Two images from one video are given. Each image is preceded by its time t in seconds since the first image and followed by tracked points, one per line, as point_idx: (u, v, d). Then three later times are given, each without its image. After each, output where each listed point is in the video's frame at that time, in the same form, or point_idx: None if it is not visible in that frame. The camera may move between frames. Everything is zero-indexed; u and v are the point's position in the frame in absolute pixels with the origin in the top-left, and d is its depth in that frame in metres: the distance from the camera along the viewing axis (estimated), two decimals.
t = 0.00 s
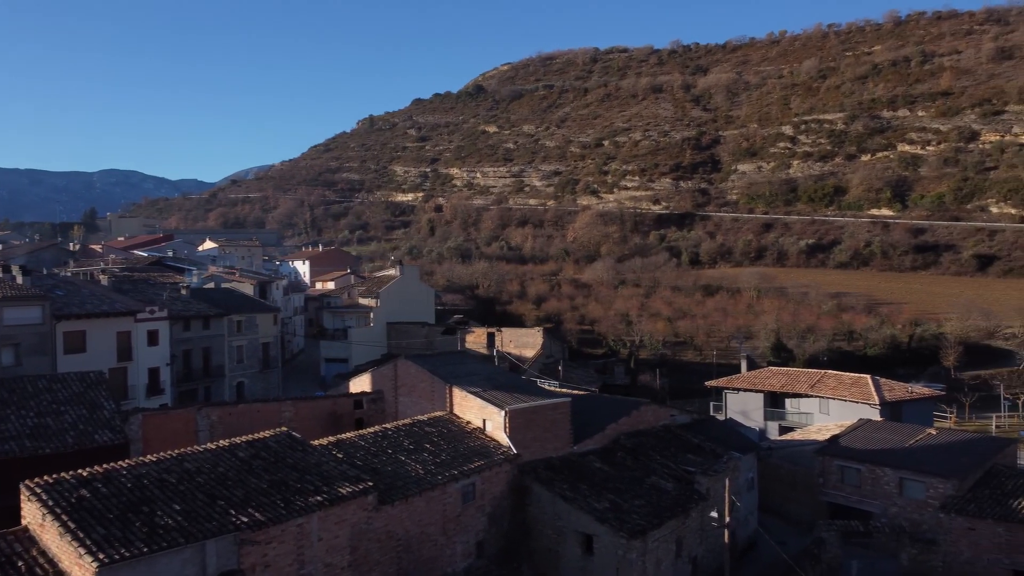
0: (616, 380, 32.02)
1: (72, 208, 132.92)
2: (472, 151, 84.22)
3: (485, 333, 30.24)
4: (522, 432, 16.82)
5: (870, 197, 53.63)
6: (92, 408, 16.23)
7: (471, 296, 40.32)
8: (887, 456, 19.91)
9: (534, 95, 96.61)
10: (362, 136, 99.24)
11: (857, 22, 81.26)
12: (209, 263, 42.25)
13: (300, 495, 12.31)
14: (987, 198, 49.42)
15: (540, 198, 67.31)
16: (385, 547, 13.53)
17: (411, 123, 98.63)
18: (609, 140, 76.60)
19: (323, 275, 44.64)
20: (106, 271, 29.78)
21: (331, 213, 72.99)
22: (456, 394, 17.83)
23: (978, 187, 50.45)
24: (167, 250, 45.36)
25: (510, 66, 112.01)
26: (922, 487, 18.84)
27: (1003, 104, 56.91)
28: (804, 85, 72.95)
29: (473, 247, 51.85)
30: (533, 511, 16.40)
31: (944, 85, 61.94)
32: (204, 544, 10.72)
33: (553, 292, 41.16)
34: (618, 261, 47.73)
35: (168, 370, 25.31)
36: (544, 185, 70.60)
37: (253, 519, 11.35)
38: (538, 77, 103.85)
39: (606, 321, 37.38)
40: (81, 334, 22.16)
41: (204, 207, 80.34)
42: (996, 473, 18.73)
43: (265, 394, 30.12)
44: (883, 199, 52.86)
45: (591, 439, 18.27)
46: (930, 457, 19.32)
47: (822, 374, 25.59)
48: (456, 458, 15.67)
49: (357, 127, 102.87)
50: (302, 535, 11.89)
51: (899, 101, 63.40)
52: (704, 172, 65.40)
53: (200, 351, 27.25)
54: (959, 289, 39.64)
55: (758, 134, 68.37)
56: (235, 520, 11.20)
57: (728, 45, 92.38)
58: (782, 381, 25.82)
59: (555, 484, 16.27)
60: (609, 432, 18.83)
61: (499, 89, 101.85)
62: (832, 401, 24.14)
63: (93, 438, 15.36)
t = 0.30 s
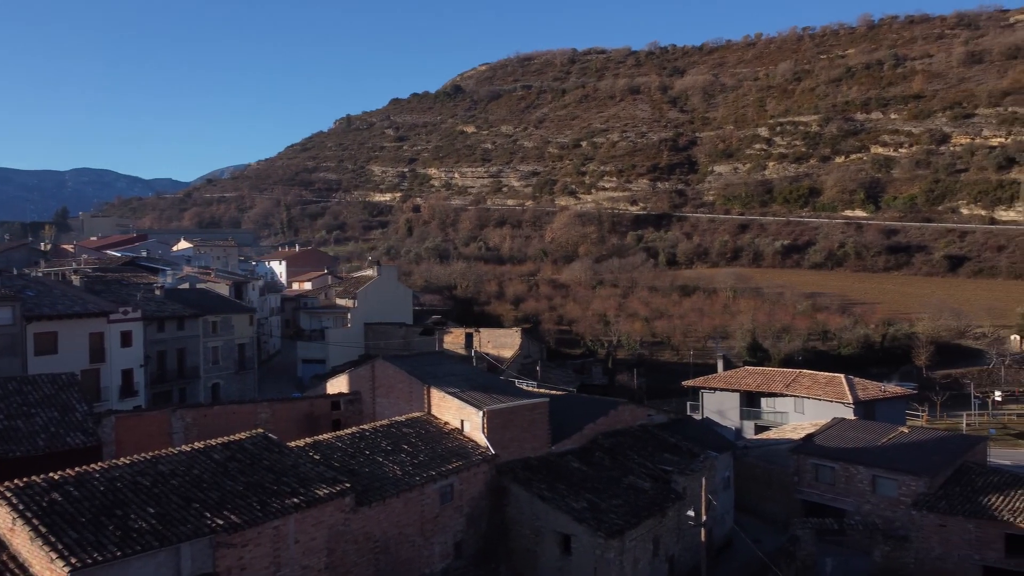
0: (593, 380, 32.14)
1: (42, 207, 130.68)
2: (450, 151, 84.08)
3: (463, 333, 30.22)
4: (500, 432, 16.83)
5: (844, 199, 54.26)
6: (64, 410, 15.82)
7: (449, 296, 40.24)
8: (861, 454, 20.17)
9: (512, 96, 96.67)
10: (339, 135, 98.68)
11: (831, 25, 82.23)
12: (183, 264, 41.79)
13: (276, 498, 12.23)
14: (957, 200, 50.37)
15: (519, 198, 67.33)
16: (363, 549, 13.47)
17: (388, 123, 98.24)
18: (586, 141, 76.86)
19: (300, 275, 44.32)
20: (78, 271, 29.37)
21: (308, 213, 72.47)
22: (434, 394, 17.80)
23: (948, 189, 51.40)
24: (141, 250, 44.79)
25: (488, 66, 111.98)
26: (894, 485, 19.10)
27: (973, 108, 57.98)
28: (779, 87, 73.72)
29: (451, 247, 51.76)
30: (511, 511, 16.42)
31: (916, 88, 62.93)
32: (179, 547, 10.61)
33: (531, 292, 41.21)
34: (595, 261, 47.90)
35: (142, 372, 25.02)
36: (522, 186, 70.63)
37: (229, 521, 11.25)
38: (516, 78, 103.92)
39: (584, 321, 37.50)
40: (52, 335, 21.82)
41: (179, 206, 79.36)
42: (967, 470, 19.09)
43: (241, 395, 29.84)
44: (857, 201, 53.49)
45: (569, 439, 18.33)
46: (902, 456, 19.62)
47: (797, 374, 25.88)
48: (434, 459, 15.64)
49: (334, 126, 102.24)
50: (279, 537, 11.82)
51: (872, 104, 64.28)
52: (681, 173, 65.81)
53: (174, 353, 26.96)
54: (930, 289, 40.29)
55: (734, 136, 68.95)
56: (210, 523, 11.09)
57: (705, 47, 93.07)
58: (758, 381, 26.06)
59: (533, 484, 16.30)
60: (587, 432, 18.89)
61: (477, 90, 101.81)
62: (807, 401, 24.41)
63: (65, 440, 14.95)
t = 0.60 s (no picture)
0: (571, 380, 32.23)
1: (11, 207, 128.26)
2: (428, 151, 83.86)
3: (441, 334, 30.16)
4: (478, 432, 16.81)
5: (819, 200, 54.84)
6: (35, 413, 15.45)
7: (427, 296, 40.11)
8: (835, 452, 20.41)
9: (490, 96, 96.65)
10: (316, 135, 98.01)
11: (806, 28, 83.12)
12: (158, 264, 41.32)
13: (253, 500, 12.13)
14: (929, 202, 51.22)
15: (497, 199, 67.29)
16: (340, 551, 13.40)
17: (366, 122, 97.79)
18: (564, 141, 77.03)
19: (277, 276, 44.00)
20: (50, 272, 28.96)
21: (284, 213, 71.91)
22: (412, 395, 17.75)
23: (920, 190, 52.22)
24: (115, 250, 44.23)
25: (466, 66, 111.88)
26: (867, 482, 19.32)
27: (944, 111, 58.96)
28: (755, 90, 74.44)
29: (428, 248, 51.61)
30: (489, 512, 16.40)
31: (889, 91, 63.88)
32: (153, 551, 10.50)
33: (509, 293, 41.23)
34: (573, 261, 48.01)
35: (115, 374, 24.71)
36: (500, 186, 70.62)
37: (204, 524, 11.14)
38: (495, 78, 103.93)
39: (562, 322, 37.58)
40: (22, 337, 21.49)
41: (153, 206, 78.38)
42: (939, 468, 19.37)
43: (217, 397, 29.54)
44: (832, 202, 54.09)
45: (547, 439, 18.36)
46: (876, 454, 19.87)
47: (773, 373, 26.11)
48: (412, 460, 15.58)
49: (311, 126, 101.53)
50: (255, 540, 11.73)
51: (846, 106, 65.09)
52: (658, 174, 66.18)
53: (148, 354, 26.66)
54: (903, 289, 40.87)
55: (711, 137, 69.47)
56: (185, 526, 10.98)
57: (682, 49, 93.69)
58: (735, 381, 26.25)
59: (511, 485, 16.30)
60: (564, 432, 18.93)
61: (455, 90, 101.67)
62: (783, 400, 24.63)
63: (36, 443, 14.60)
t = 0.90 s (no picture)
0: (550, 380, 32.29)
1: None
2: (406, 151, 83.60)
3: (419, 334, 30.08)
4: (456, 433, 16.80)
5: (794, 201, 55.38)
6: (5, 415, 15.13)
7: (405, 296, 39.97)
8: (810, 451, 20.63)
9: (468, 96, 96.58)
10: (293, 134, 97.29)
11: (781, 31, 83.96)
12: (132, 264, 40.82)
13: (228, 502, 12.02)
14: (902, 203, 51.96)
15: (475, 199, 67.22)
16: (317, 553, 13.32)
17: (344, 122, 97.26)
18: (542, 142, 77.17)
19: (253, 276, 43.62)
20: (20, 272, 28.51)
21: (260, 213, 71.31)
22: (389, 396, 17.68)
23: (893, 192, 52.95)
24: (87, 250, 43.62)
25: (444, 66, 111.68)
26: (842, 480, 19.54)
27: (916, 113, 59.85)
28: (731, 92, 75.11)
29: (406, 248, 51.43)
30: (467, 512, 16.40)
31: (863, 94, 64.77)
32: (126, 555, 10.37)
33: (488, 293, 41.21)
34: (551, 262, 48.08)
35: (87, 375, 24.44)
36: (478, 187, 70.55)
37: (179, 527, 11.02)
38: (473, 78, 103.82)
39: (540, 322, 37.64)
40: None
41: (126, 205, 77.34)
42: (911, 465, 19.66)
43: (192, 399, 29.21)
44: (807, 203, 54.63)
45: (525, 440, 18.38)
46: (850, 452, 20.12)
47: (749, 373, 26.34)
48: (390, 462, 15.53)
49: (288, 125, 100.75)
50: (231, 542, 11.62)
51: (820, 109, 65.84)
52: (636, 175, 66.51)
53: (122, 355, 26.33)
54: (876, 289, 41.43)
55: (688, 138, 69.93)
56: (160, 529, 10.86)
57: (659, 50, 94.22)
58: (711, 380, 26.44)
59: (489, 485, 16.29)
60: (542, 433, 18.96)
61: (434, 90, 101.45)
62: (759, 399, 24.85)
63: (7, 447, 14.28)
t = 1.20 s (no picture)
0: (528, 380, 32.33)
1: None
2: (383, 151, 83.28)
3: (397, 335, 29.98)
4: (434, 434, 16.76)
5: (770, 203, 55.91)
6: None
7: (382, 297, 39.80)
8: (785, 449, 20.83)
9: (447, 97, 96.45)
10: (270, 133, 96.46)
11: (757, 34, 84.75)
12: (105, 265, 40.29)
13: (203, 505, 11.90)
14: (875, 204, 52.66)
15: (453, 199, 67.09)
16: (293, 555, 13.23)
17: (321, 121, 96.66)
18: (520, 142, 77.28)
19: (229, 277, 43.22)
20: None
21: (236, 213, 70.65)
22: (367, 397, 17.61)
23: (867, 194, 53.64)
24: (59, 250, 42.96)
25: (422, 66, 111.44)
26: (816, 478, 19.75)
27: (889, 116, 60.74)
28: (707, 93, 75.73)
29: (384, 249, 51.23)
30: (445, 513, 16.37)
31: (836, 96, 65.56)
32: (99, 559, 10.23)
33: (466, 293, 41.16)
34: (529, 262, 48.13)
35: (60, 377, 24.00)
36: (456, 187, 70.44)
37: (153, 530, 10.89)
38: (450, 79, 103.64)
39: (519, 322, 37.67)
40: None
41: (99, 204, 76.20)
42: (883, 463, 19.92)
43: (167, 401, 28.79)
44: (782, 204, 55.16)
45: (503, 440, 18.38)
46: (825, 451, 20.34)
47: (725, 373, 26.54)
48: (367, 463, 15.46)
49: (264, 124, 99.93)
50: (206, 545, 11.50)
51: (795, 111, 66.57)
52: (613, 175, 66.79)
53: (94, 357, 25.97)
54: (849, 290, 41.97)
55: (665, 139, 70.36)
56: (133, 532, 10.73)
57: (637, 52, 94.69)
58: (688, 380, 26.60)
59: (467, 486, 16.27)
60: (520, 433, 18.98)
61: (411, 90, 101.18)
62: (735, 399, 25.06)
63: None
